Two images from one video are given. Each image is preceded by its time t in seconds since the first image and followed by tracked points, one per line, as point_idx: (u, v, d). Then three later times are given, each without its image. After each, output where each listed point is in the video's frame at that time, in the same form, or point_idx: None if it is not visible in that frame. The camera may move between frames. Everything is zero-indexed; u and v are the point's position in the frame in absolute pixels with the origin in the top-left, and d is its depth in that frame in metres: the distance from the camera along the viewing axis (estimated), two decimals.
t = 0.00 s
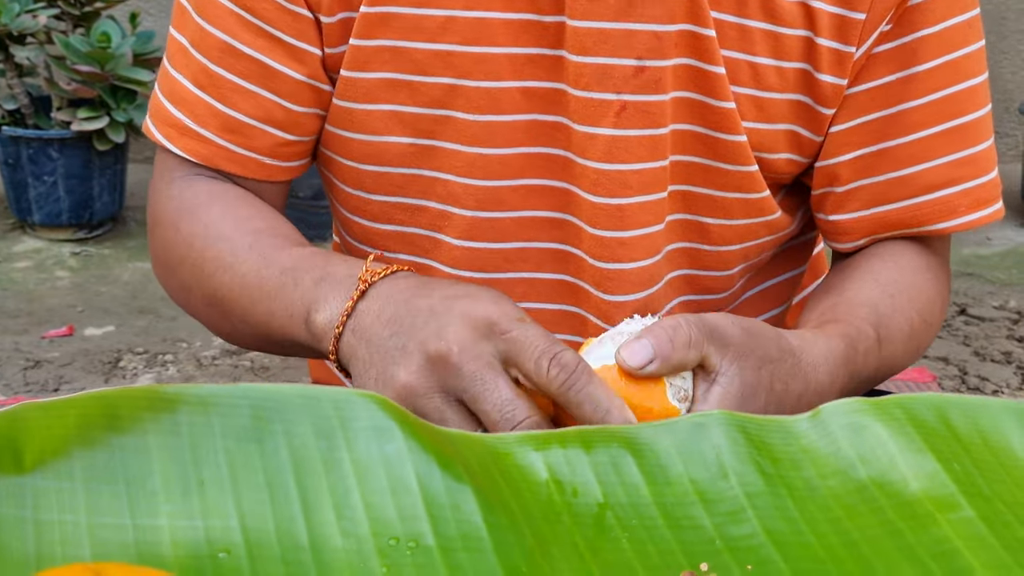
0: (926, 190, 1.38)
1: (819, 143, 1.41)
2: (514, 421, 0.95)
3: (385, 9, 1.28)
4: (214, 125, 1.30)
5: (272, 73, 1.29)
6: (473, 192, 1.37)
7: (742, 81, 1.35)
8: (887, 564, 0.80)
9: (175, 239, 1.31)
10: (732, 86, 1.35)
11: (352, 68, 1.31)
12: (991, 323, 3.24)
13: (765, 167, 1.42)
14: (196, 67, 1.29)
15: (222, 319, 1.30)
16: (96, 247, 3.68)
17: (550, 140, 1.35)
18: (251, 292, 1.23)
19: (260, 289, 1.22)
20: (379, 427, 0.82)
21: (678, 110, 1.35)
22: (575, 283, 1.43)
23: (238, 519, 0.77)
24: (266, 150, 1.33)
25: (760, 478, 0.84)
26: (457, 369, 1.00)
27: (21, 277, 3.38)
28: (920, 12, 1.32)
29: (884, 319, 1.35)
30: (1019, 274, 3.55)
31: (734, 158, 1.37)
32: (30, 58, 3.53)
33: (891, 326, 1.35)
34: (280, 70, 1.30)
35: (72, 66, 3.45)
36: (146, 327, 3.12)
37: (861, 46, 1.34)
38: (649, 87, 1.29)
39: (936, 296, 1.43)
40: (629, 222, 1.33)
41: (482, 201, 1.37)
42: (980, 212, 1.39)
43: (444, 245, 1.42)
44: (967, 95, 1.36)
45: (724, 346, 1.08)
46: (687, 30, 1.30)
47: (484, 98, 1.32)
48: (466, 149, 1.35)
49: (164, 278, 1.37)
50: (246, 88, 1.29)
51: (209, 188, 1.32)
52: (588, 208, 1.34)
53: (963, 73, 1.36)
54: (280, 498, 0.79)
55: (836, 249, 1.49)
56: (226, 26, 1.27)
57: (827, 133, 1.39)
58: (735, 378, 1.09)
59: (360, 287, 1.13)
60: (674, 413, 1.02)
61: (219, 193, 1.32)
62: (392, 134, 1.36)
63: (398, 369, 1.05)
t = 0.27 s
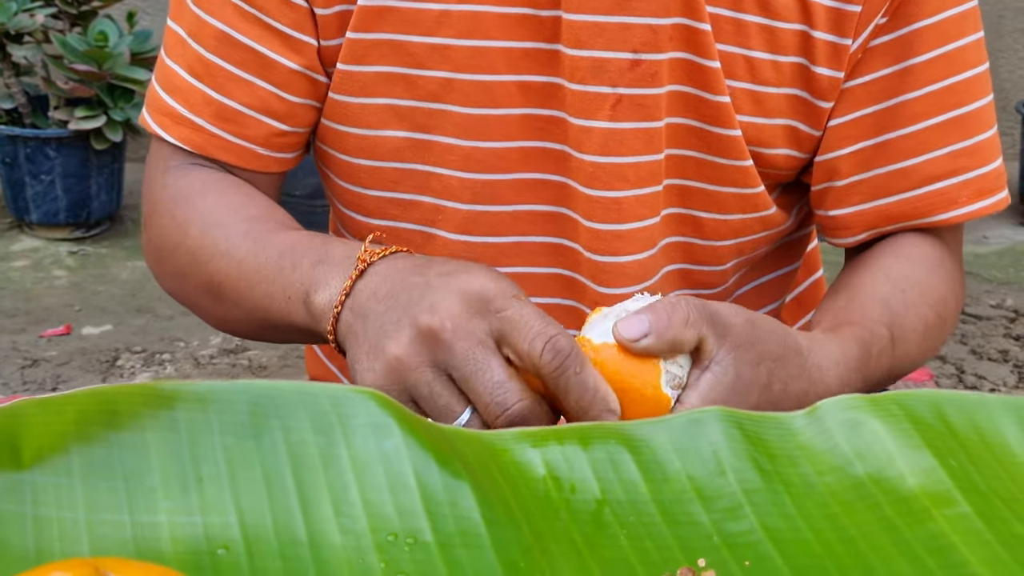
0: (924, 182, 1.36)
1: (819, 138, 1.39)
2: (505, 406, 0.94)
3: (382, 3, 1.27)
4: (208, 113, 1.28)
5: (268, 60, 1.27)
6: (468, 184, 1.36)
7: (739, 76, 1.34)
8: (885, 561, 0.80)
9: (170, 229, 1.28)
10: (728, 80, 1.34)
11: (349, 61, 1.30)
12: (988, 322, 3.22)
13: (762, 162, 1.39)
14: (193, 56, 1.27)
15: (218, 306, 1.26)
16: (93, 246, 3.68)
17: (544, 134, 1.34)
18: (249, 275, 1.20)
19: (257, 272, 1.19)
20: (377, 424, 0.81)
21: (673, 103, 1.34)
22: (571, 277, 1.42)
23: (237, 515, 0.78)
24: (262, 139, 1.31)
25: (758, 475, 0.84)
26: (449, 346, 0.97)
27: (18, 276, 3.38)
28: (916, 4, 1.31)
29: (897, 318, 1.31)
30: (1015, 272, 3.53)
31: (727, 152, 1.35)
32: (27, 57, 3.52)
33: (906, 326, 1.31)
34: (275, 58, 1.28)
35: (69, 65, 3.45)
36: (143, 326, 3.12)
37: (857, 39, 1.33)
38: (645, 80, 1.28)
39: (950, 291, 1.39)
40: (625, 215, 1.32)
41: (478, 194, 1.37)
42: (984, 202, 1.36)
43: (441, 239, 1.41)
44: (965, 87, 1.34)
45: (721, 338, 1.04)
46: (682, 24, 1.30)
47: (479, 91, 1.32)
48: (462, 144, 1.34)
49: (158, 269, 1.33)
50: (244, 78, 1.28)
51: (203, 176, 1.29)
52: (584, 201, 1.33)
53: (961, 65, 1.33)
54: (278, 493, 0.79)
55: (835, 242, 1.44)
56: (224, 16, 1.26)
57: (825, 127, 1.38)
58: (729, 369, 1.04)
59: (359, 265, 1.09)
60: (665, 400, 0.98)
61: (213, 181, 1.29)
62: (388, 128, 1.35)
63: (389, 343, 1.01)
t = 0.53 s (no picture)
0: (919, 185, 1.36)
1: (815, 140, 1.39)
2: (497, 388, 0.95)
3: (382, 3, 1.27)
4: (206, 109, 1.29)
5: (266, 58, 1.28)
6: (466, 184, 1.36)
7: (733, 78, 1.34)
8: (884, 560, 0.80)
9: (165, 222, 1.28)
10: (723, 82, 1.34)
11: (348, 61, 1.30)
12: (986, 324, 3.21)
13: (758, 164, 1.39)
14: (191, 52, 1.28)
15: (212, 300, 1.26)
16: (91, 248, 3.67)
17: (541, 134, 1.33)
18: (244, 269, 1.19)
19: (252, 266, 1.19)
20: (377, 423, 0.81)
21: (668, 105, 1.34)
22: (570, 277, 1.41)
23: (237, 514, 0.78)
24: (260, 138, 1.31)
25: (758, 475, 0.84)
26: (444, 328, 0.98)
27: (15, 277, 3.37)
28: (913, 7, 1.31)
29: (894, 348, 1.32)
30: (1012, 275, 3.51)
31: (722, 153, 1.35)
32: (26, 58, 3.52)
33: (902, 355, 1.32)
34: (274, 56, 1.28)
35: (67, 67, 3.45)
36: (141, 327, 3.12)
37: (852, 42, 1.33)
38: (639, 80, 1.29)
39: (947, 307, 1.39)
40: (621, 214, 1.33)
41: (476, 194, 1.36)
42: (980, 206, 1.36)
43: (437, 239, 1.40)
44: (959, 91, 1.34)
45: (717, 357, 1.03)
46: (676, 25, 1.29)
47: (476, 91, 1.32)
48: (459, 143, 1.34)
49: (150, 263, 1.32)
50: (243, 75, 1.28)
51: (198, 170, 1.29)
52: (580, 201, 1.33)
53: (956, 68, 1.34)
54: (278, 491, 0.79)
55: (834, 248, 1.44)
56: (224, 15, 1.27)
57: (822, 129, 1.37)
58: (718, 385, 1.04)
59: (358, 256, 1.09)
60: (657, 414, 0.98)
61: (209, 176, 1.29)
62: (385, 128, 1.35)
63: (380, 322, 1.01)
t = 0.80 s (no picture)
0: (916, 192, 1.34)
1: (812, 146, 1.38)
2: (430, 405, 0.94)
3: (379, 12, 1.27)
4: (200, 121, 1.29)
5: (259, 70, 1.28)
6: (465, 193, 1.36)
7: (728, 84, 1.34)
8: (880, 566, 0.80)
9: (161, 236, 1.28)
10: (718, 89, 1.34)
11: (346, 71, 1.30)
12: (986, 330, 3.20)
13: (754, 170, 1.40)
14: (185, 64, 1.28)
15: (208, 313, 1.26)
16: (90, 252, 3.67)
17: (538, 142, 1.34)
18: (240, 284, 1.19)
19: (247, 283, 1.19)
20: (373, 430, 0.81)
21: (664, 111, 1.34)
22: (567, 285, 1.41)
23: (231, 521, 0.78)
24: (255, 151, 1.32)
25: (755, 482, 0.84)
26: (390, 343, 0.97)
27: (14, 281, 3.37)
28: (905, 14, 1.30)
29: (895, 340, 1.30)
30: (1011, 279, 3.47)
31: (718, 160, 1.35)
32: (25, 62, 3.52)
33: (903, 344, 1.31)
34: (267, 69, 1.28)
35: (65, 70, 3.44)
36: (140, 331, 3.11)
37: (846, 49, 1.32)
38: (637, 88, 1.28)
39: (952, 295, 1.36)
40: (617, 222, 1.32)
41: (475, 203, 1.37)
42: (977, 211, 1.34)
43: (436, 248, 1.40)
44: (955, 97, 1.32)
45: (712, 365, 1.01)
46: (672, 31, 1.29)
47: (474, 100, 1.32)
48: (456, 152, 1.34)
49: (149, 275, 1.32)
50: (237, 88, 1.29)
51: (194, 185, 1.29)
52: (579, 209, 1.33)
53: (951, 74, 1.32)
54: (273, 498, 0.79)
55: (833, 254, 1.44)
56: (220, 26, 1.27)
57: (818, 135, 1.36)
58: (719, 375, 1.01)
59: (345, 276, 1.08)
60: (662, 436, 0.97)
61: (205, 191, 1.29)
62: (384, 138, 1.34)
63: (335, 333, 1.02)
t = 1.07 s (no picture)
0: (900, 190, 1.36)
1: (802, 146, 1.40)
2: (446, 411, 0.95)
3: (373, 18, 1.26)
4: (197, 133, 1.30)
5: (254, 83, 1.29)
6: (458, 197, 1.36)
7: (723, 85, 1.33)
8: (878, 569, 0.80)
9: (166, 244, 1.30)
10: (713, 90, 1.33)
11: (341, 76, 1.30)
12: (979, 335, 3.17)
13: (748, 170, 1.39)
14: (182, 77, 1.29)
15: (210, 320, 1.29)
16: (87, 257, 3.66)
17: (533, 145, 1.33)
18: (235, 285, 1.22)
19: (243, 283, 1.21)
20: (370, 433, 0.81)
21: (658, 112, 1.33)
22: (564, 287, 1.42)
23: (227, 524, 0.77)
24: (250, 160, 1.33)
25: (752, 486, 0.84)
26: (411, 360, 1.00)
27: (11, 285, 3.37)
28: (898, 17, 1.31)
29: (855, 295, 1.33)
30: (1010, 285, 3.34)
31: (714, 161, 1.34)
32: (25, 67, 3.51)
33: (865, 302, 1.34)
34: (261, 81, 1.29)
35: (64, 74, 3.45)
36: (138, 335, 3.10)
37: (840, 49, 1.33)
38: (631, 90, 1.27)
39: (914, 291, 1.41)
40: (614, 223, 1.31)
41: (468, 206, 1.37)
42: (956, 214, 1.37)
43: (433, 251, 1.40)
44: (941, 100, 1.35)
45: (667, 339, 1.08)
46: (667, 32, 1.28)
47: (467, 103, 1.31)
48: (451, 155, 1.34)
49: (151, 281, 1.35)
50: (229, 98, 1.29)
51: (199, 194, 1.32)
52: (574, 210, 1.32)
53: (938, 79, 1.34)
54: (268, 502, 0.79)
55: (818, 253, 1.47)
56: (211, 35, 1.27)
57: (809, 135, 1.38)
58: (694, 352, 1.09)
59: (338, 282, 1.12)
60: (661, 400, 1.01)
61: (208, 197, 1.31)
62: (381, 142, 1.34)
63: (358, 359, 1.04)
